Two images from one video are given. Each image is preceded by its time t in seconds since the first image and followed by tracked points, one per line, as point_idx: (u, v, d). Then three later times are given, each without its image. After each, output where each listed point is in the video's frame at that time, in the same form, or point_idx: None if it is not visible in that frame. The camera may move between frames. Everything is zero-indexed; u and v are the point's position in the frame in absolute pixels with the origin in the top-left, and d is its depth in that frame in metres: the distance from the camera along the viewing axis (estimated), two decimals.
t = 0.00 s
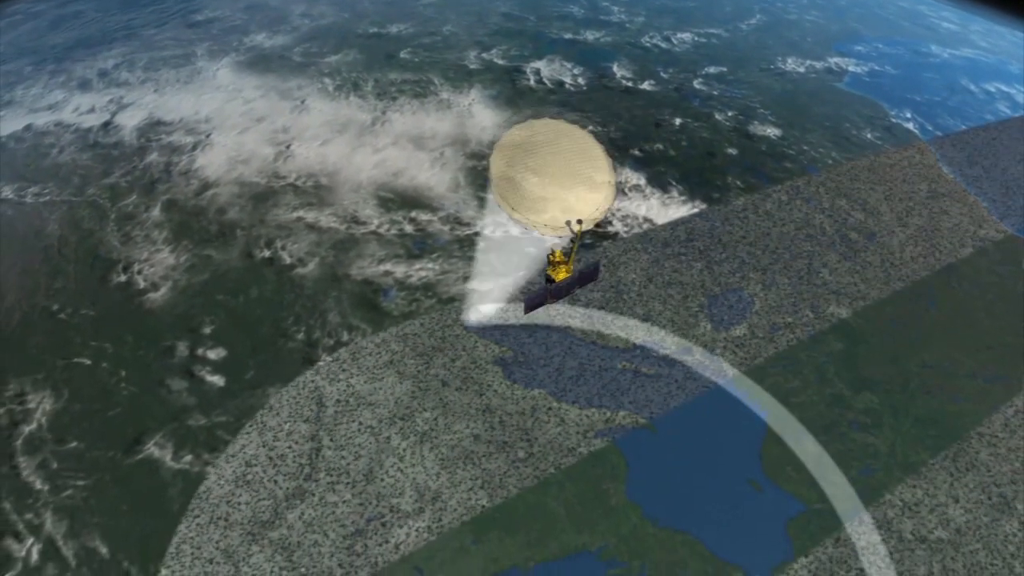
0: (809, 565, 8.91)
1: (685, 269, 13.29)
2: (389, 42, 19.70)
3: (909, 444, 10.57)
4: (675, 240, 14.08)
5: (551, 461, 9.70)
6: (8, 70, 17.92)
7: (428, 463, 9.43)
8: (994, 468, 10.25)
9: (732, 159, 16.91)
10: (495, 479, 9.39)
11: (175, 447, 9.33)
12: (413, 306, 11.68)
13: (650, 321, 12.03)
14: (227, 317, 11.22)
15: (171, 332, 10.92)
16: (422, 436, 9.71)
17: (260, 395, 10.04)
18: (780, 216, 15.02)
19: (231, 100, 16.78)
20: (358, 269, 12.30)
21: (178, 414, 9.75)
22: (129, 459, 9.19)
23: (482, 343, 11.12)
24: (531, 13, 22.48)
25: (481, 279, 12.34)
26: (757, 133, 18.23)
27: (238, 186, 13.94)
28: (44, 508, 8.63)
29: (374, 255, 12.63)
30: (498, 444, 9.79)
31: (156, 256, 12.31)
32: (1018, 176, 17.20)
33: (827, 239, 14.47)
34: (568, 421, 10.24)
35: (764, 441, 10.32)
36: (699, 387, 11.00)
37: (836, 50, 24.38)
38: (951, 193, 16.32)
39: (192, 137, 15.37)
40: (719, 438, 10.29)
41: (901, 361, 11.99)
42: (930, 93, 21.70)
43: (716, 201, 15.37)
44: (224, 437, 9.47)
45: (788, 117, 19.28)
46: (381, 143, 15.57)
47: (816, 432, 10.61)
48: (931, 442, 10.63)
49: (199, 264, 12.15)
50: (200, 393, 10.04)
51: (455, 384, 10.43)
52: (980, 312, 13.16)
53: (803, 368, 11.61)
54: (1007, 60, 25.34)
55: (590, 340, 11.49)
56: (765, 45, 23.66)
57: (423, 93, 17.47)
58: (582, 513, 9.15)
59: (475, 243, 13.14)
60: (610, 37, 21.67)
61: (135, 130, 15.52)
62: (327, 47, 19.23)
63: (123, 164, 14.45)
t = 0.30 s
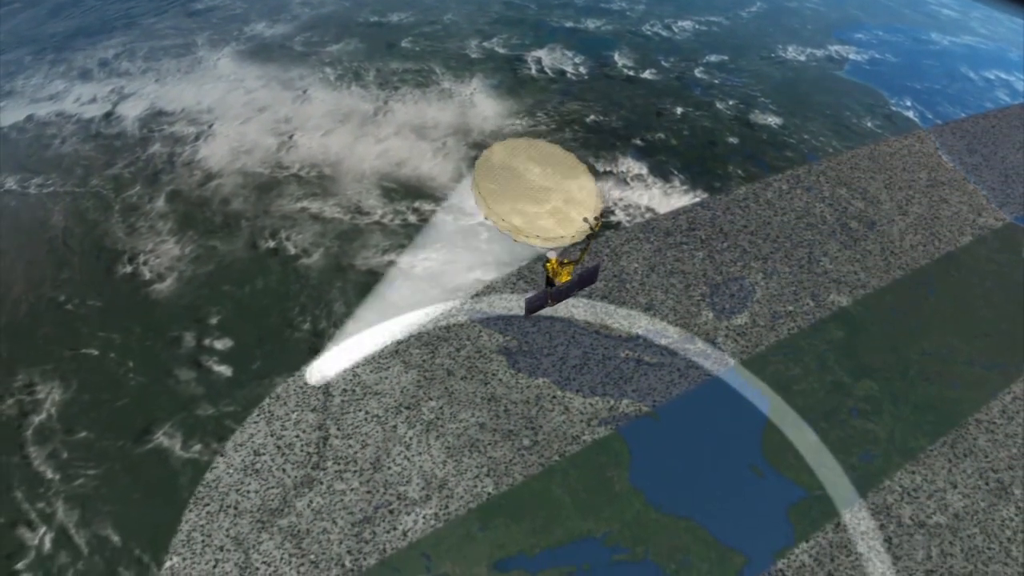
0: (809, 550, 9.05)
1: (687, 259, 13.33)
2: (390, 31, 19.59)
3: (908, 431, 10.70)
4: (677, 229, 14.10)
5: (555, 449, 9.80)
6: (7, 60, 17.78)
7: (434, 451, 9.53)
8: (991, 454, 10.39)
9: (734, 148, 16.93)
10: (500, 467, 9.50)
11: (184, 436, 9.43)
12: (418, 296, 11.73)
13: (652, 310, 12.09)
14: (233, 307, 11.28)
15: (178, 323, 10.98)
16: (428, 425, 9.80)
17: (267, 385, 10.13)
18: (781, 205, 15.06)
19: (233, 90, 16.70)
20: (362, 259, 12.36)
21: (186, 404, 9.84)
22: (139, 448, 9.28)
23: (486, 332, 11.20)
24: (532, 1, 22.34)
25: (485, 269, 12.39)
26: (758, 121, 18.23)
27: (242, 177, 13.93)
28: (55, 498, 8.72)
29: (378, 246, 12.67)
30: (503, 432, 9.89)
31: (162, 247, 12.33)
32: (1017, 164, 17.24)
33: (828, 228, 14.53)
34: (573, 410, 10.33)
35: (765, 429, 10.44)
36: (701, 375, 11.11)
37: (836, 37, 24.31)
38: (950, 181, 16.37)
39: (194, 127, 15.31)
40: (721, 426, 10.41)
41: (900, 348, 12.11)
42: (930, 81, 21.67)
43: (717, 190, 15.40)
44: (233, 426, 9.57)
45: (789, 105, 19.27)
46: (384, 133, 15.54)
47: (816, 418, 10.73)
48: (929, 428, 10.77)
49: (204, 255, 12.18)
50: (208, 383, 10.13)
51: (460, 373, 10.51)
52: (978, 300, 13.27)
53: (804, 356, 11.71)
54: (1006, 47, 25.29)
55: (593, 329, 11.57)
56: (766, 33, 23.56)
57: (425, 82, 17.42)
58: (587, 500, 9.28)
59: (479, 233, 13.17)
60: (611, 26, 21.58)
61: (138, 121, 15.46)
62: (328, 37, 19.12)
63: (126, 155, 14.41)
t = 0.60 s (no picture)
0: (809, 534, 9.20)
1: (688, 248, 13.36)
2: (390, 20, 19.47)
3: (907, 417, 10.84)
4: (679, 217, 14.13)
5: (560, 437, 9.92)
6: (7, 50, 17.66)
7: (440, 439, 9.63)
8: (988, 440, 10.52)
9: (735, 137, 16.94)
10: (505, 455, 9.60)
11: (193, 426, 9.53)
12: (422, 286, 11.80)
13: (654, 300, 12.17)
14: (239, 298, 11.35)
15: (184, 314, 11.05)
16: (434, 414, 9.90)
17: (274, 375, 10.21)
18: (782, 194, 15.10)
19: (234, 80, 16.61)
20: (367, 250, 12.41)
21: (195, 394, 9.93)
22: (148, 438, 9.38)
23: (491, 322, 11.28)
24: None
25: (489, 259, 12.45)
26: (759, 110, 18.23)
27: (245, 167, 13.92)
28: (67, 487, 8.83)
29: (382, 236, 12.71)
30: (508, 421, 9.99)
31: (166, 238, 12.35)
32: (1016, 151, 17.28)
33: (828, 217, 14.58)
34: (577, 399, 10.43)
35: (767, 417, 10.57)
36: (703, 364, 11.21)
37: (837, 25, 24.23)
38: (950, 169, 16.42)
39: (197, 117, 15.26)
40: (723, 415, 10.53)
41: (900, 336, 12.22)
42: (930, 69, 21.65)
43: (718, 180, 15.43)
44: (241, 415, 9.66)
45: (789, 94, 19.26)
46: (386, 123, 15.50)
47: (817, 405, 10.86)
48: (928, 415, 10.90)
49: (209, 246, 12.21)
50: (215, 373, 10.22)
51: (465, 362, 10.59)
52: (977, 288, 13.37)
53: (805, 344, 11.82)
54: (1006, 34, 25.23)
55: (596, 319, 11.65)
56: (767, 21, 23.47)
57: (426, 72, 17.35)
58: (591, 487, 9.41)
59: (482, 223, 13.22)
60: (612, 14, 21.48)
61: (140, 111, 15.40)
62: (328, 26, 19.00)
63: (129, 146, 14.38)
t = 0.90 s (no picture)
0: (810, 519, 9.35)
1: (690, 237, 13.39)
2: (390, 9, 19.36)
3: (906, 404, 10.97)
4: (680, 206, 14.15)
5: (564, 425, 10.03)
6: (6, 40, 17.53)
7: (446, 428, 9.73)
8: (986, 426, 10.67)
9: (736, 126, 16.95)
10: (511, 443, 9.71)
11: (202, 415, 9.65)
12: (427, 277, 11.88)
13: (657, 289, 12.25)
14: (245, 289, 11.42)
15: (191, 304, 11.12)
16: (439, 403, 10.00)
17: (281, 365, 10.31)
18: (783, 183, 15.13)
19: (236, 70, 16.53)
20: (371, 240, 12.46)
21: (203, 384, 10.04)
22: (158, 428, 9.50)
23: (495, 311, 11.34)
24: None
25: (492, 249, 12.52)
26: (760, 99, 18.23)
27: (248, 158, 13.91)
28: (78, 476, 8.96)
29: (386, 227, 12.75)
30: (513, 410, 10.09)
31: (171, 229, 12.38)
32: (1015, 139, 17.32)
33: (828, 205, 14.63)
34: (581, 387, 10.53)
35: (768, 405, 10.69)
36: (705, 352, 11.31)
37: (837, 13, 24.16)
38: (949, 158, 16.47)
39: (199, 108, 15.20)
40: (725, 403, 10.64)
41: (899, 324, 12.33)
42: (929, 57, 21.63)
43: (719, 169, 15.47)
44: (249, 405, 9.77)
45: (790, 83, 19.24)
46: (388, 113, 15.47)
47: (817, 393, 10.99)
48: (927, 401, 11.04)
49: (214, 237, 12.24)
50: (223, 363, 10.32)
51: (470, 351, 10.67)
52: (975, 276, 13.47)
53: (806, 332, 11.93)
54: (1006, 21, 25.17)
55: (599, 308, 11.72)
56: (767, 9, 23.39)
57: (427, 61, 17.29)
58: (595, 474, 9.54)
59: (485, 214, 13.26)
60: (613, 2, 21.37)
61: (142, 102, 15.34)
62: (329, 15, 18.89)
63: (131, 137, 14.34)
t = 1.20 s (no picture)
0: (810, 505, 9.49)
1: (691, 227, 13.43)
2: None
3: (905, 391, 11.12)
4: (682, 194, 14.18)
5: (568, 413, 10.14)
6: (5, 30, 17.41)
7: (452, 417, 9.84)
8: (983, 412, 10.81)
9: (737, 115, 16.97)
10: (516, 431, 9.83)
11: (211, 406, 9.80)
12: (431, 268, 11.94)
13: (659, 278, 12.32)
14: (251, 280, 11.50)
15: (197, 296, 11.21)
16: (445, 391, 10.10)
17: (288, 355, 10.41)
18: (784, 172, 15.17)
19: (238, 60, 16.46)
20: (375, 231, 12.51)
21: (211, 374, 10.17)
22: (167, 418, 9.65)
23: (499, 301, 11.41)
24: None
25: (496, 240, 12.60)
26: (760, 88, 18.23)
27: (252, 149, 13.90)
28: (89, 466, 9.12)
29: (390, 217, 12.79)
30: (518, 399, 10.19)
31: (176, 220, 12.42)
32: (1015, 127, 17.36)
33: (828, 194, 14.69)
34: (585, 376, 10.64)
35: (770, 393, 10.82)
36: (707, 341, 11.42)
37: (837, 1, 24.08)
38: (949, 146, 16.51)
39: (201, 99, 15.15)
40: (727, 390, 10.77)
41: (898, 312, 12.45)
42: (929, 45, 21.60)
43: (721, 159, 15.50)
44: (256, 394, 9.88)
45: (791, 72, 19.24)
46: (391, 103, 15.44)
47: (817, 380, 11.12)
48: (925, 388, 11.18)
49: (218, 228, 12.29)
50: (230, 354, 10.43)
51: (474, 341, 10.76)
52: (973, 264, 13.59)
53: (806, 320, 12.05)
54: (1006, 8, 25.09)
55: (602, 298, 11.81)
56: None
57: (429, 51, 17.23)
58: (599, 461, 9.67)
59: (487, 204, 13.32)
60: None
61: (144, 92, 15.28)
62: (329, 4, 18.79)
63: (134, 128, 14.31)
